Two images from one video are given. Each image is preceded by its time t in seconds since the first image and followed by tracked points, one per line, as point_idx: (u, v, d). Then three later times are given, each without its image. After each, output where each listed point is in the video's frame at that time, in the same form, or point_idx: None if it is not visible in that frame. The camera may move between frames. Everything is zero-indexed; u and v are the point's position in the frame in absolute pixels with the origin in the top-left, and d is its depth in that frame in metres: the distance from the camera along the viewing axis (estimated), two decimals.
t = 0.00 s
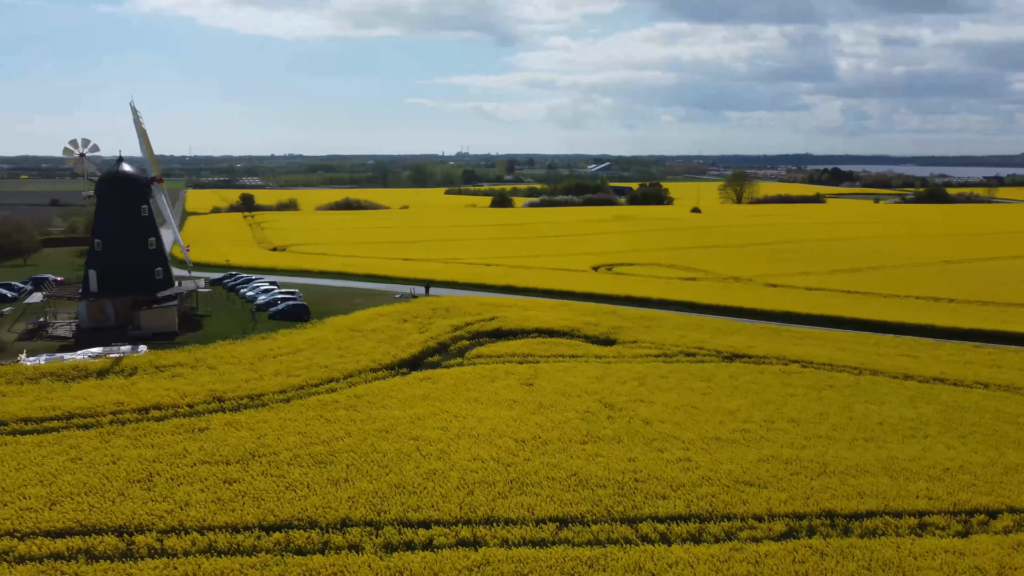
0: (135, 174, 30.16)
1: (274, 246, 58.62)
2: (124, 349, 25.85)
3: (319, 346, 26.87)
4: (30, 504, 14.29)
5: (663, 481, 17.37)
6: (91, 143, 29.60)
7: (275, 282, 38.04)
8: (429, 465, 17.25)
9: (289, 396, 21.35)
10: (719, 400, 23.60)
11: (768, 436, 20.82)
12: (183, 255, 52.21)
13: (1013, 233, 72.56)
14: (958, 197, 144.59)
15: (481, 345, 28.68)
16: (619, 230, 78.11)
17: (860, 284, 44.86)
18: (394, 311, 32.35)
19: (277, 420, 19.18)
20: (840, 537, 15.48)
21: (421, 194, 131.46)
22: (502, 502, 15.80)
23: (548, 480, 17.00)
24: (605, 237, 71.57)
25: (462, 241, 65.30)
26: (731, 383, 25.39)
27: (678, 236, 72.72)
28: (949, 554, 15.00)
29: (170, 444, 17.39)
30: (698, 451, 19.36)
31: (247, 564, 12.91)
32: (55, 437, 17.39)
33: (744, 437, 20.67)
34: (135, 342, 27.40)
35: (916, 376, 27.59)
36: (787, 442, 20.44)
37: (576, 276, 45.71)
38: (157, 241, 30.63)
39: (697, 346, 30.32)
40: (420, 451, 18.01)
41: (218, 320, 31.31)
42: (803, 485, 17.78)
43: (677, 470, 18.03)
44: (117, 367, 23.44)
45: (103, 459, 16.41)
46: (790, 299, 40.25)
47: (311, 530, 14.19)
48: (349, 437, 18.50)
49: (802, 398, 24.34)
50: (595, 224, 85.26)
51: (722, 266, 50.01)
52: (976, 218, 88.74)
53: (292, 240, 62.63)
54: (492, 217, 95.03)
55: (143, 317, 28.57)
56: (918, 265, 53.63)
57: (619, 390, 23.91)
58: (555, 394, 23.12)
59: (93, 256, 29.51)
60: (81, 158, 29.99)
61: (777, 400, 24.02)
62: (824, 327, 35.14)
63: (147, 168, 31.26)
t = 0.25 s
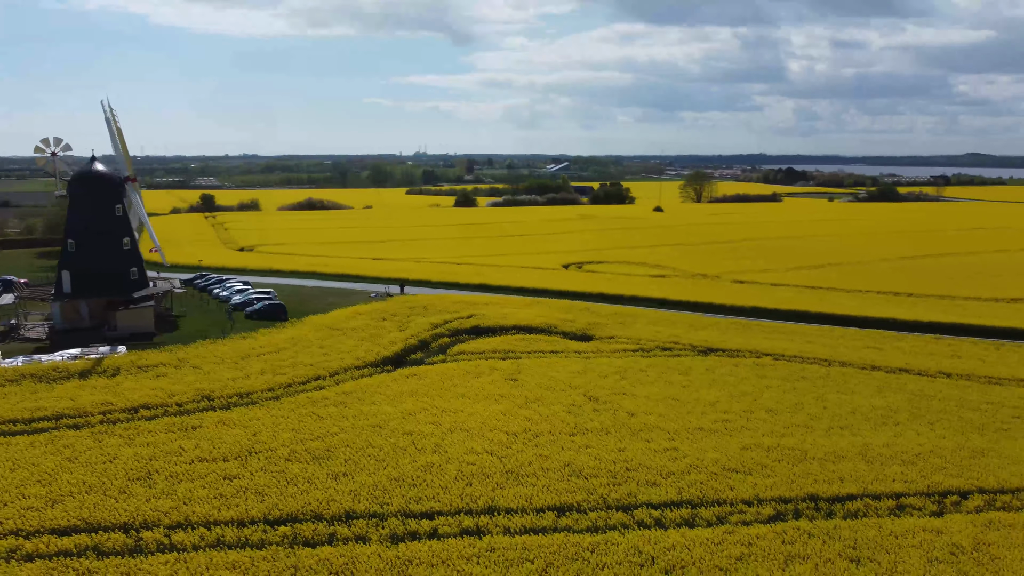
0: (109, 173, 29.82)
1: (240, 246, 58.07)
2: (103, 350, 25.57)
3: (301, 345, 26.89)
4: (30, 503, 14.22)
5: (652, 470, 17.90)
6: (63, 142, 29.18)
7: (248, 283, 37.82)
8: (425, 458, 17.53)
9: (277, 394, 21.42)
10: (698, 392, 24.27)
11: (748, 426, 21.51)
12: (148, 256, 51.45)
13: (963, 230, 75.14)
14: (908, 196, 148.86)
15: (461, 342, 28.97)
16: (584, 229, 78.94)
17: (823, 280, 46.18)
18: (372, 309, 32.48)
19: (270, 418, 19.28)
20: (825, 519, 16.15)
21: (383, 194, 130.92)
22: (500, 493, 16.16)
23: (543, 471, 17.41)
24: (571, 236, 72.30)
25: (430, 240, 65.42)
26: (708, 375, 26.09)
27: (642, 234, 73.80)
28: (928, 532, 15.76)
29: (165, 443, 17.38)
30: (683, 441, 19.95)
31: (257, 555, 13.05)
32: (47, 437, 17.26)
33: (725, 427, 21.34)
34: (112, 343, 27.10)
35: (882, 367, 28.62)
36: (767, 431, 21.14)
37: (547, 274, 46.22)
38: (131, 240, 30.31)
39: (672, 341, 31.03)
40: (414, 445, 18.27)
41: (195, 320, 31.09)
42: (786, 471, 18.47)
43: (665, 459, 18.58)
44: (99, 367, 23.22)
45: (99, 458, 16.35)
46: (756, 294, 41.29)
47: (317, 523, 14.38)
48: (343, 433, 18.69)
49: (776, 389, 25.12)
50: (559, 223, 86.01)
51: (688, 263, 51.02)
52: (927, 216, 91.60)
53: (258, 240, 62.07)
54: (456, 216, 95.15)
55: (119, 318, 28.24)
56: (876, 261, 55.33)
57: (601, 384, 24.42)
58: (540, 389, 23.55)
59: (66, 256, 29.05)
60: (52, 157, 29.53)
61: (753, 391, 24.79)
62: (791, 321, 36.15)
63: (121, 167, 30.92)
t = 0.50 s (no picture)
0: (89, 173, 29.53)
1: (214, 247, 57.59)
2: (88, 350, 25.37)
3: (289, 344, 26.94)
4: (35, 503, 14.20)
5: (647, 461, 18.35)
6: (42, 141, 28.86)
7: (228, 283, 37.64)
8: (425, 453, 17.78)
9: (271, 392, 21.50)
10: (685, 386, 24.82)
11: (735, 418, 22.09)
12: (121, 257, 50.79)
13: (926, 228, 77.08)
14: (871, 195, 151.91)
15: (448, 340, 29.22)
16: (556, 228, 79.52)
17: (795, 276, 47.20)
18: (356, 308, 32.57)
19: (267, 415, 19.39)
20: (815, 505, 16.73)
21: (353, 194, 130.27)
22: (502, 484, 16.49)
23: (541, 463, 17.77)
24: (545, 235, 72.80)
25: (405, 240, 65.40)
26: (692, 369, 26.67)
27: (615, 233, 74.59)
28: (913, 515, 16.42)
29: (164, 441, 17.40)
30: (674, 433, 20.44)
31: (270, 548, 13.21)
32: (45, 436, 17.19)
33: (713, 419, 21.88)
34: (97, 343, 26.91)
35: (858, 361, 29.48)
36: (753, 423, 21.74)
37: (526, 272, 46.62)
38: (112, 240, 30.07)
39: (654, 337, 31.57)
40: (413, 440, 18.52)
41: (177, 320, 30.90)
42: (774, 460, 19.05)
43: (658, 450, 19.05)
44: (88, 368, 23.07)
45: (99, 456, 16.35)
46: (732, 291, 42.12)
47: (325, 516, 14.59)
48: (341, 428, 18.87)
49: (759, 383, 25.77)
50: (532, 222, 86.52)
51: (664, 261, 51.77)
52: (891, 214, 93.70)
53: (231, 241, 61.57)
54: (428, 216, 95.12)
55: (103, 319, 28.02)
56: (846, 257, 56.60)
57: (589, 379, 24.85)
58: (530, 385, 23.90)
59: (45, 257, 28.71)
60: (31, 156, 29.15)
61: (736, 385, 25.40)
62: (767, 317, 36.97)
63: (101, 167, 30.61)
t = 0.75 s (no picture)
0: (104, 171, 29.68)
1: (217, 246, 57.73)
2: (108, 348, 25.62)
3: (306, 341, 27.22)
4: (80, 495, 14.50)
5: (669, 453, 18.74)
6: (58, 140, 29.02)
7: (238, 281, 37.87)
8: (453, 446, 18.13)
9: (295, 388, 21.81)
10: (699, 381, 25.22)
11: (751, 411, 22.52)
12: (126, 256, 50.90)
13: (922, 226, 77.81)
14: (864, 195, 152.94)
15: (461, 337, 29.56)
16: (555, 227, 79.90)
17: (797, 274, 47.71)
18: (368, 306, 32.87)
19: (295, 410, 19.70)
20: (836, 495, 17.17)
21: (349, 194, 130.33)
22: (531, 476, 16.86)
23: (567, 455, 18.14)
24: (545, 234, 73.18)
25: (407, 239, 65.64)
26: (704, 365, 27.08)
27: (614, 232, 75.04)
28: (932, 504, 16.87)
29: (197, 435, 17.69)
30: (693, 426, 20.86)
31: (314, 537, 13.55)
32: (80, 431, 17.47)
33: (729, 413, 22.30)
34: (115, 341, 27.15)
35: (865, 356, 29.95)
36: (769, 416, 22.17)
37: (531, 271, 46.98)
38: (126, 239, 30.26)
39: (664, 333, 31.98)
40: (440, 433, 18.87)
41: (192, 317, 31.14)
42: (793, 452, 19.47)
43: (679, 443, 19.45)
44: (111, 365, 23.33)
45: (135, 450, 16.63)
46: (736, 289, 42.58)
47: (363, 506, 14.93)
48: (369, 423, 19.20)
49: (771, 378, 26.20)
50: (531, 221, 86.88)
51: (666, 260, 52.21)
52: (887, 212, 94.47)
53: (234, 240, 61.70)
54: (427, 215, 95.36)
55: (120, 317, 28.26)
56: (846, 254, 57.16)
57: (604, 374, 25.24)
58: (548, 380, 24.27)
59: (62, 256, 28.91)
60: (47, 155, 29.33)
61: (748, 380, 25.84)
62: (772, 314, 37.43)
63: (115, 166, 30.79)
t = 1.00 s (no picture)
0: (124, 171, 29.99)
1: (226, 245, 57.97)
2: (132, 345, 25.89)
3: (327, 339, 27.50)
4: (123, 487, 14.80)
5: (694, 448, 19.04)
6: (79, 140, 29.41)
7: (253, 280, 38.12)
8: (482, 440, 18.43)
9: (321, 384, 22.08)
10: (716, 378, 25.51)
11: (770, 407, 22.81)
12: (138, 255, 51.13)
13: (925, 225, 78.16)
14: (865, 195, 153.37)
15: (479, 335, 29.84)
16: (561, 226, 80.13)
17: (805, 273, 47.98)
18: (385, 304, 33.14)
19: (324, 406, 19.99)
20: (860, 488, 17.48)
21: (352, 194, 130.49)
22: (561, 469, 17.15)
23: (594, 450, 18.43)
24: (551, 233, 73.42)
25: (414, 238, 65.86)
26: (720, 362, 27.36)
27: (620, 230, 75.28)
28: (955, 497, 17.17)
29: (231, 430, 17.97)
30: (715, 421, 21.17)
31: (356, 528, 13.86)
32: (117, 425, 17.75)
33: (749, 409, 22.59)
34: (138, 339, 27.43)
35: (879, 354, 30.24)
36: (788, 412, 22.46)
37: (541, 269, 47.24)
38: (147, 238, 30.51)
39: (678, 331, 32.29)
40: (468, 429, 19.15)
41: (210, 315, 31.41)
42: (815, 447, 19.77)
43: (703, 438, 19.75)
44: (137, 362, 23.61)
45: (172, 444, 16.92)
46: (746, 287, 42.87)
47: (401, 499, 15.22)
48: (397, 418, 19.48)
49: (787, 374, 26.49)
50: (535, 220, 87.10)
51: (675, 259, 52.47)
52: (889, 212, 94.84)
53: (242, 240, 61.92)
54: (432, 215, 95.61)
55: (142, 315, 28.53)
56: (852, 253, 57.48)
57: (623, 371, 25.53)
58: (568, 377, 24.55)
59: (84, 255, 29.19)
60: (69, 155, 29.60)
61: (765, 376, 26.13)
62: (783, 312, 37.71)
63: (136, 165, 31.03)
